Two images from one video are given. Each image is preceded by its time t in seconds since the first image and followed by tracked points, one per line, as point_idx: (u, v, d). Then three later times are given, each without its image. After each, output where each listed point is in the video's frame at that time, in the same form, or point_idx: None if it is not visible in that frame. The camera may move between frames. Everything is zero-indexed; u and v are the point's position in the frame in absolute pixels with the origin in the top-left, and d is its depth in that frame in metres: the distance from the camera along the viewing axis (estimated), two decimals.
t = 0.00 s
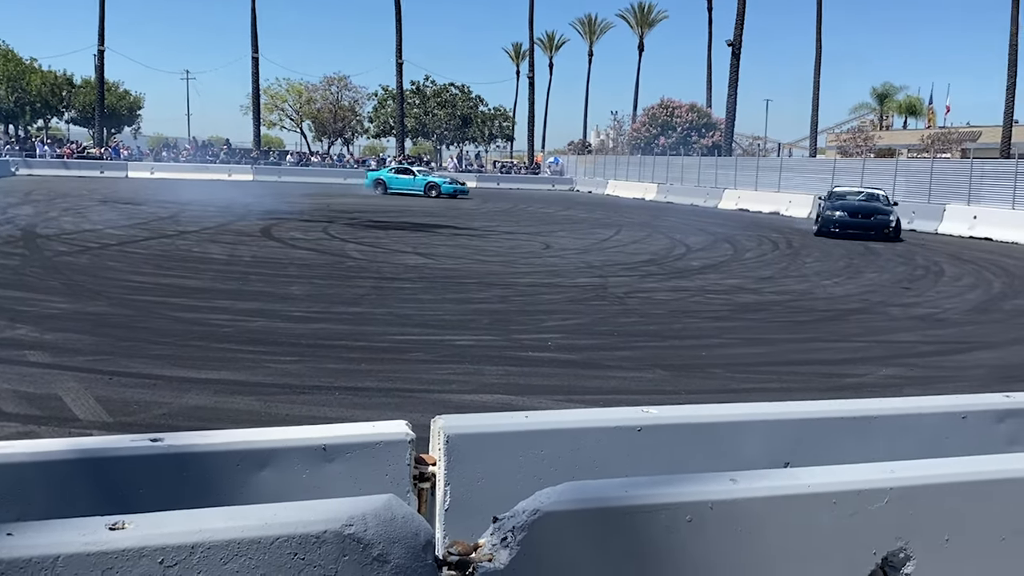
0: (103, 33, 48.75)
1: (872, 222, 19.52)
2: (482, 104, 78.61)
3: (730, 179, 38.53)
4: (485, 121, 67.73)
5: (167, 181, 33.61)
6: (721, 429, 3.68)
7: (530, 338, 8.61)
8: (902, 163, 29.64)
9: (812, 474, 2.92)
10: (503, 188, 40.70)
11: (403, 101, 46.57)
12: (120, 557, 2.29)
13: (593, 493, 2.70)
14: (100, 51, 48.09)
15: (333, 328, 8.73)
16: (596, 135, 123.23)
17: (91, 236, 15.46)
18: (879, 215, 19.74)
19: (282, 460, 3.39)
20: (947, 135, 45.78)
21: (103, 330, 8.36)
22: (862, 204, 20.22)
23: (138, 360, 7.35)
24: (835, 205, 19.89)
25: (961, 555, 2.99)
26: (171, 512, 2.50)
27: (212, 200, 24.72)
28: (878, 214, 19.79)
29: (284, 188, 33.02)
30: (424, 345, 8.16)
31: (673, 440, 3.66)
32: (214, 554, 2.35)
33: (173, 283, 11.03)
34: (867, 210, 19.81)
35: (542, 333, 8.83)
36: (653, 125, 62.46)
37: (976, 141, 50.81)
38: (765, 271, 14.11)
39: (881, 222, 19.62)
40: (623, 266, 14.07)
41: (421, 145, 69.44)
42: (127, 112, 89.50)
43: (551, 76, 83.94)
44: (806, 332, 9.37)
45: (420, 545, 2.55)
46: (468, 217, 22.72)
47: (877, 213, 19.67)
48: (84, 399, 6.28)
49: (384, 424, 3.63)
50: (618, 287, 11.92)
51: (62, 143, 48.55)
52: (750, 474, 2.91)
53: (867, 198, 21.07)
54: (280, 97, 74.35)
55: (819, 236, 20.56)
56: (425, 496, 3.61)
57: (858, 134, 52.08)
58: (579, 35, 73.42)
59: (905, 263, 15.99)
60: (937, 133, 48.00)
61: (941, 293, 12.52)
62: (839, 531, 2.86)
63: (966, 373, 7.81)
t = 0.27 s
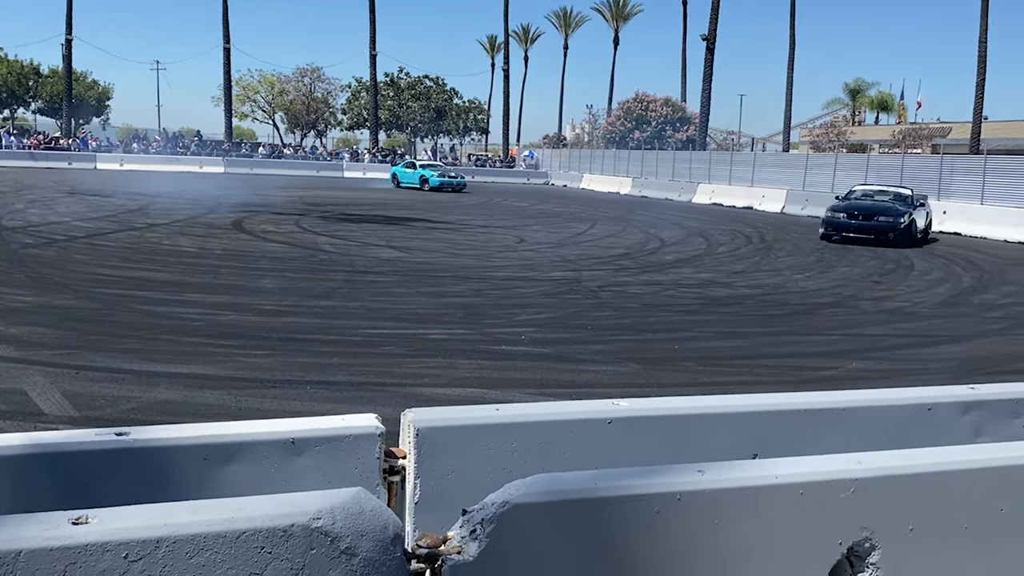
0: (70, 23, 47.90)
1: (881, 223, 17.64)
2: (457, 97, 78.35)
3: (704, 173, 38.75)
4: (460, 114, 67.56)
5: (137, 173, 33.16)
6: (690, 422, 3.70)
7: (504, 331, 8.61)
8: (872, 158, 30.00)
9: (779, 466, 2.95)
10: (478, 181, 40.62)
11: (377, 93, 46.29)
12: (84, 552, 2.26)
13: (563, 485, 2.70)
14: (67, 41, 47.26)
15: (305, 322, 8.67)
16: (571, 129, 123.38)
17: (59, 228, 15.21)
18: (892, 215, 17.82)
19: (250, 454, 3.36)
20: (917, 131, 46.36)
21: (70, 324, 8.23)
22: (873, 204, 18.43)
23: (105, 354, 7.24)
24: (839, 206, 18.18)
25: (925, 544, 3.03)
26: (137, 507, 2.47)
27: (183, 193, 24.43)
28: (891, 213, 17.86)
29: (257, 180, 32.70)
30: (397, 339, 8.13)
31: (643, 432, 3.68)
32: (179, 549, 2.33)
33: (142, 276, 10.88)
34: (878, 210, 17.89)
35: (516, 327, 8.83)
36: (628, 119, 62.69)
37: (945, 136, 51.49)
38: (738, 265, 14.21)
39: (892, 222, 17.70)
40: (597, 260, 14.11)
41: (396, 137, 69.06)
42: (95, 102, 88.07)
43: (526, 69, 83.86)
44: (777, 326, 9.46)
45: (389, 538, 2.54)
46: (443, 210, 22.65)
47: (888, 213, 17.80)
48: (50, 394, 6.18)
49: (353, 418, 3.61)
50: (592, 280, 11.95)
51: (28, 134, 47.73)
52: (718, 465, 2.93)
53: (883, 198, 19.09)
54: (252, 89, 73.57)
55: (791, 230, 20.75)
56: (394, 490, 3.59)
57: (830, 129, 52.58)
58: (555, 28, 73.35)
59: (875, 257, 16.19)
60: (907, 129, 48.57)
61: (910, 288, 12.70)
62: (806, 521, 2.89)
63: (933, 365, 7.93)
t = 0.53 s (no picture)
0: (49, 13, 47.35)
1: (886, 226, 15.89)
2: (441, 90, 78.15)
3: (687, 168, 38.88)
4: (443, 108, 67.41)
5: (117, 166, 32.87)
6: (670, 414, 3.73)
7: (487, 325, 8.62)
8: (854, 153, 30.19)
9: (757, 457, 2.98)
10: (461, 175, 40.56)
11: (360, 86, 46.09)
12: (65, 543, 2.25)
13: (543, 476, 2.72)
14: (46, 32, 46.71)
15: (287, 316, 8.64)
16: (555, 123, 123.37)
17: (38, 221, 15.06)
18: (903, 217, 16.01)
19: (231, 447, 3.36)
20: (898, 127, 46.72)
21: (50, 318, 8.17)
22: (883, 204, 16.69)
23: (86, 348, 7.19)
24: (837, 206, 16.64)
25: (901, 534, 3.07)
26: (117, 499, 2.46)
27: (164, 186, 24.24)
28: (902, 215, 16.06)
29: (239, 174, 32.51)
30: (380, 333, 8.12)
31: (624, 424, 3.70)
32: (160, 541, 2.33)
33: (123, 270, 10.80)
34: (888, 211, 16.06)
35: (499, 321, 8.85)
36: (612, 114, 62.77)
37: (926, 132, 51.92)
38: (720, 260, 14.29)
39: (901, 225, 15.91)
40: (580, 254, 14.15)
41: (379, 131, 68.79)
42: (75, 94, 87.16)
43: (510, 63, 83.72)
44: (758, 319, 9.52)
45: (371, 529, 2.55)
46: (426, 204, 22.61)
47: (899, 214, 16.00)
48: (30, 387, 6.14)
49: (336, 411, 3.61)
50: (575, 274, 11.99)
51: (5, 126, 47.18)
52: (698, 457, 2.95)
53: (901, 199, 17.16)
54: (235, 81, 73.06)
55: (773, 225, 20.89)
56: (377, 482, 3.60)
57: (812, 125, 52.90)
58: (539, 22, 73.26)
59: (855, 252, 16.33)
60: (888, 125, 48.93)
61: (890, 282, 12.82)
62: (785, 511, 2.92)
63: (911, 359, 8.02)
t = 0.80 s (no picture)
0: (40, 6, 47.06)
1: (881, 229, 14.25)
2: (435, 85, 78.00)
3: (680, 164, 38.91)
4: (437, 102, 67.27)
5: (110, 160, 32.74)
6: (660, 407, 3.75)
7: (480, 319, 8.63)
8: (847, 148, 30.23)
9: (745, 449, 3.00)
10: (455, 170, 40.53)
11: (354, 80, 45.97)
12: (52, 534, 2.26)
13: (532, 467, 2.73)
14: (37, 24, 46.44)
15: (279, 309, 8.64)
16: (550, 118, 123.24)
17: (29, 214, 15.01)
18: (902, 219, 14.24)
19: (220, 439, 3.36)
20: (891, 122, 46.76)
21: (42, 311, 8.16)
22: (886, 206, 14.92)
23: (77, 341, 7.19)
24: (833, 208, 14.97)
25: (887, 525, 3.09)
26: (105, 490, 2.47)
27: (156, 180, 24.17)
28: (903, 218, 14.36)
29: (232, 168, 32.42)
30: (372, 326, 8.13)
31: (612, 416, 3.72)
32: (148, 531, 2.33)
33: (115, 263, 10.78)
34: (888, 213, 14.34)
35: (491, 315, 8.86)
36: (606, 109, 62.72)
37: (919, 128, 52.01)
38: (713, 255, 14.32)
39: (897, 230, 14.16)
40: (573, 248, 14.17)
41: (373, 125, 68.76)
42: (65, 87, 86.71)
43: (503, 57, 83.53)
44: (750, 314, 9.56)
45: (359, 520, 2.56)
46: (420, 198, 22.60)
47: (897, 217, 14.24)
48: (21, 380, 6.14)
49: (326, 403, 3.62)
50: (568, 269, 12.01)
51: None
52: (685, 448, 2.97)
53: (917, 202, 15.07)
54: (228, 75, 72.82)
55: (766, 220, 20.93)
56: (366, 474, 3.60)
57: (805, 120, 52.93)
58: (533, 17, 73.10)
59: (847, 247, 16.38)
60: (881, 120, 48.95)
61: (882, 277, 12.87)
62: (771, 502, 2.94)
63: (902, 353, 8.06)
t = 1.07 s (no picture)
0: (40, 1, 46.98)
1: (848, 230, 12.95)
2: (436, 79, 77.88)
3: (681, 159, 38.87)
4: (438, 97, 67.24)
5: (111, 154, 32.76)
6: (657, 401, 3.76)
7: (479, 314, 8.64)
8: (848, 143, 30.18)
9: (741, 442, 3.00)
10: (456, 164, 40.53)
11: (355, 74, 45.94)
12: (49, 526, 2.27)
13: (528, 460, 2.74)
14: (37, 19, 46.41)
15: (280, 304, 8.66)
16: (551, 113, 123.17)
17: (30, 209, 15.03)
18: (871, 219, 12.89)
19: (218, 432, 3.37)
20: (893, 117, 46.70)
21: (43, 305, 8.18)
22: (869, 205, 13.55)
23: (78, 335, 7.20)
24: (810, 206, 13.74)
25: (882, 519, 3.10)
26: (103, 482, 2.48)
27: (158, 174, 24.19)
28: (876, 218, 13.00)
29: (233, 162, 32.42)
30: (372, 321, 8.15)
31: (610, 409, 3.73)
32: (145, 523, 2.35)
33: (116, 258, 10.80)
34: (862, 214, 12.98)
35: (491, 309, 8.87)
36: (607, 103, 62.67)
37: (921, 123, 51.90)
38: (713, 250, 14.32)
39: (864, 230, 12.83)
40: (574, 243, 14.17)
41: (374, 120, 68.69)
42: (66, 81, 86.70)
43: (504, 52, 83.45)
44: (750, 309, 9.56)
45: (355, 513, 2.57)
46: (420, 193, 22.61)
47: (866, 216, 12.90)
48: (22, 374, 6.16)
49: (323, 397, 3.63)
50: (568, 264, 12.01)
51: None
52: (680, 441, 2.98)
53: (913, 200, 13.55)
54: (228, 69, 72.76)
55: (767, 215, 20.92)
56: (364, 467, 3.62)
57: (807, 115, 52.87)
58: (535, 11, 72.98)
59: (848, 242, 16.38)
60: (883, 115, 48.86)
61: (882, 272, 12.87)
62: (767, 495, 2.95)
63: (902, 348, 8.07)
